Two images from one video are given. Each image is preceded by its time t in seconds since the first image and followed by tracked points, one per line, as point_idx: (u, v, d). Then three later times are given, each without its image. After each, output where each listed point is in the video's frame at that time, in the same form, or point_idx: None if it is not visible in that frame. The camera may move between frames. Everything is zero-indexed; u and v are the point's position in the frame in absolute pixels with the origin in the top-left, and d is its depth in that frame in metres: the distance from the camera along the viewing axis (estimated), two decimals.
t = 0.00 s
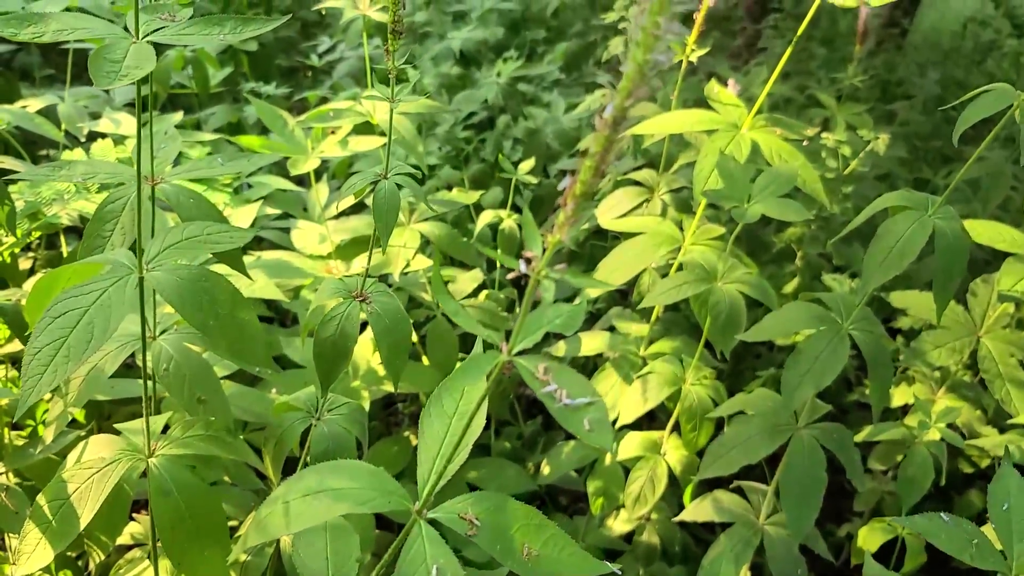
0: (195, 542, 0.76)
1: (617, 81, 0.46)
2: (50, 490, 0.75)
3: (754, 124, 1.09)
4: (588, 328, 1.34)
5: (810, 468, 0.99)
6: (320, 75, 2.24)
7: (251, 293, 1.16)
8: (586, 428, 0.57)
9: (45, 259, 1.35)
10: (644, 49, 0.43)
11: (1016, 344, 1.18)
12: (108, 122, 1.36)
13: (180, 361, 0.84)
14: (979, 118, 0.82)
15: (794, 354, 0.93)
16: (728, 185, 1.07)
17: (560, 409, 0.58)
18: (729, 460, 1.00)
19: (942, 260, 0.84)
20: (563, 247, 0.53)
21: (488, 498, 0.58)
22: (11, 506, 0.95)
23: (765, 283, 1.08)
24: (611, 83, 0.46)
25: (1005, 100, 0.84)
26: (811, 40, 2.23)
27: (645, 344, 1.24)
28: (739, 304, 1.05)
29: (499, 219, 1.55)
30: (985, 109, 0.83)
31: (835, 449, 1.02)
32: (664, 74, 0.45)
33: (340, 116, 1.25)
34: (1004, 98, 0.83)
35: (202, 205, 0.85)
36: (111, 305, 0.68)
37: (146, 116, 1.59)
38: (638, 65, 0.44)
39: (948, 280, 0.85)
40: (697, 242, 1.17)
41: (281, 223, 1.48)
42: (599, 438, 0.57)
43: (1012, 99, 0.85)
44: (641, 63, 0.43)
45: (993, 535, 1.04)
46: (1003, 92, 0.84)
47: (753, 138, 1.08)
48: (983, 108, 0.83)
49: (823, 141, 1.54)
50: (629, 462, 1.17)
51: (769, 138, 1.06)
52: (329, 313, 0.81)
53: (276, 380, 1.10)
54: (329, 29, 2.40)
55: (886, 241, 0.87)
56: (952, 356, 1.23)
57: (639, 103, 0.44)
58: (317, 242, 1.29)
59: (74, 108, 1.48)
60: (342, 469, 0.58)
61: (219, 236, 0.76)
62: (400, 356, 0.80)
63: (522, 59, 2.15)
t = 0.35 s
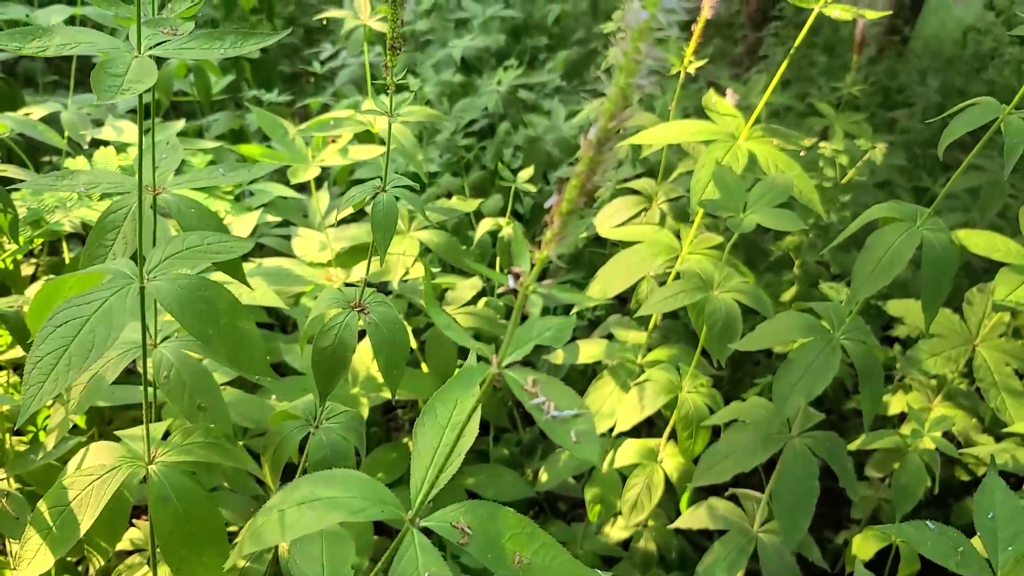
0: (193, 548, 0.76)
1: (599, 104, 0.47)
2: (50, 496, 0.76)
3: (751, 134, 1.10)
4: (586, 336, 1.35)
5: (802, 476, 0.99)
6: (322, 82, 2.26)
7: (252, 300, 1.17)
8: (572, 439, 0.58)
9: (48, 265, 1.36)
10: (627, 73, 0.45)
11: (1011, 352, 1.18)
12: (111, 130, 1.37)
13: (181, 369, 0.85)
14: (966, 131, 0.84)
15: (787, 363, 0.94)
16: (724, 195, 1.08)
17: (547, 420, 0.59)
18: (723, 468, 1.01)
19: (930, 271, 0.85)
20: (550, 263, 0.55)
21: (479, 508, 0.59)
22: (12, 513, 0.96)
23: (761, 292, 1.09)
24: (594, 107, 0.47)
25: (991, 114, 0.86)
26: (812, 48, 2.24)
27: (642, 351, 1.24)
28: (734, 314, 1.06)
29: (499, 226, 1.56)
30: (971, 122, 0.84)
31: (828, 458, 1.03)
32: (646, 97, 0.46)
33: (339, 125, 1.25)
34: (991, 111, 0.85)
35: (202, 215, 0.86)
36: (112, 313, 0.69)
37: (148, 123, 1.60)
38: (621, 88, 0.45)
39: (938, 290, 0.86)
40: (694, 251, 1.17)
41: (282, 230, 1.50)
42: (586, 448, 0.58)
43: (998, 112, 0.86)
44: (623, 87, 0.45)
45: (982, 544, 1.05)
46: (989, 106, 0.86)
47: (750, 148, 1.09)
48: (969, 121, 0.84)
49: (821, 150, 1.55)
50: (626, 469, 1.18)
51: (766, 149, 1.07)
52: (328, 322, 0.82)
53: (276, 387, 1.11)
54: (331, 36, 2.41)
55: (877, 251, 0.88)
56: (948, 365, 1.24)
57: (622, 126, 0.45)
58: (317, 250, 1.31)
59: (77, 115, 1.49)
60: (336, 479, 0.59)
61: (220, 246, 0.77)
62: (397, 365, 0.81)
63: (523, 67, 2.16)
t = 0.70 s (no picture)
0: (196, 559, 0.77)
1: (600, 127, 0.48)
2: (56, 506, 0.77)
3: (754, 147, 1.10)
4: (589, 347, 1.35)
5: (804, 489, 0.99)
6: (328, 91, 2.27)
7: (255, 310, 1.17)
8: (573, 457, 0.59)
9: (54, 274, 1.38)
10: (627, 98, 0.46)
11: (1014, 365, 1.18)
12: (117, 140, 1.38)
13: (186, 380, 0.86)
14: (965, 147, 0.84)
15: (788, 376, 0.94)
16: (727, 209, 1.08)
17: (548, 438, 0.59)
18: (725, 481, 1.01)
19: (931, 286, 0.86)
20: (550, 282, 0.55)
21: (480, 523, 0.59)
22: (16, 521, 0.97)
23: (763, 305, 1.09)
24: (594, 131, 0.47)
25: (992, 129, 0.86)
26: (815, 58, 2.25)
27: (645, 363, 1.24)
28: (736, 326, 1.06)
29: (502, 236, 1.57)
30: (971, 137, 0.84)
31: (830, 471, 1.02)
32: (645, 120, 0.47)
33: (344, 136, 1.25)
34: (991, 126, 0.85)
35: (208, 226, 0.87)
36: (120, 325, 0.70)
37: (153, 132, 1.61)
38: (621, 112, 0.46)
39: (938, 305, 0.86)
40: (697, 263, 1.18)
41: (287, 239, 1.50)
42: (585, 466, 0.59)
43: (999, 127, 0.87)
44: (623, 111, 0.46)
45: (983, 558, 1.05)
46: (990, 121, 0.86)
47: (753, 160, 1.09)
48: (968, 137, 0.84)
49: (823, 162, 1.56)
50: (628, 481, 1.18)
51: (769, 162, 1.08)
52: (331, 334, 0.83)
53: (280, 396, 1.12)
54: (337, 46, 2.43)
55: (878, 265, 0.88)
56: (951, 377, 1.24)
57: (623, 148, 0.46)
58: (321, 260, 1.31)
59: (84, 124, 1.51)
60: (339, 493, 0.60)
61: (227, 258, 0.78)
62: (400, 377, 0.81)
63: (527, 78, 2.17)
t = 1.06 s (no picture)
0: (200, 566, 0.76)
1: (612, 134, 0.49)
2: (60, 512, 0.77)
3: (761, 153, 1.10)
4: (593, 353, 1.34)
5: (812, 498, 0.99)
6: (333, 96, 2.27)
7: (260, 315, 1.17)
8: (581, 467, 0.59)
9: (58, 278, 1.38)
10: (639, 105, 0.47)
11: (1022, 373, 1.18)
12: (122, 145, 1.39)
13: (190, 385, 0.87)
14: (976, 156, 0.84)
15: (796, 385, 0.94)
16: (734, 216, 1.08)
17: (557, 447, 0.60)
18: (732, 489, 1.00)
19: (942, 295, 0.85)
20: (559, 292, 0.55)
21: (487, 531, 0.59)
22: (20, 526, 0.96)
23: (770, 312, 1.09)
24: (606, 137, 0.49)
25: (1004, 138, 0.85)
26: (821, 64, 2.24)
27: (650, 370, 1.24)
28: (742, 334, 1.05)
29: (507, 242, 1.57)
30: (984, 146, 0.84)
31: (837, 480, 1.02)
32: (655, 127, 0.49)
33: (348, 141, 1.24)
34: (1003, 135, 0.84)
35: (213, 232, 0.87)
36: (125, 330, 0.70)
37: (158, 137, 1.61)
38: (633, 120, 0.47)
39: (949, 315, 0.86)
40: (703, 269, 1.17)
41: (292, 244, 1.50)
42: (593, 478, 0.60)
43: (1011, 136, 0.86)
44: (635, 119, 0.47)
45: (992, 568, 1.05)
46: (1002, 129, 0.85)
47: (759, 167, 1.09)
48: (982, 145, 0.84)
49: (828, 169, 1.56)
50: (633, 488, 1.17)
51: (776, 169, 1.07)
52: (336, 341, 0.82)
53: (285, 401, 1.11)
54: (342, 51, 2.44)
55: (888, 275, 0.87)
56: (958, 385, 1.23)
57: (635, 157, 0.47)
58: (326, 265, 1.31)
59: (89, 129, 1.51)
60: (345, 501, 0.59)
61: (234, 264, 0.78)
62: (405, 385, 0.80)
63: (532, 84, 2.18)
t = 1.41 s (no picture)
0: None
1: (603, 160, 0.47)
2: (52, 531, 0.76)
3: (760, 168, 1.10)
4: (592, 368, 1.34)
5: (813, 517, 0.98)
6: (333, 107, 2.28)
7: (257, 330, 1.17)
8: (576, 493, 0.59)
9: (56, 291, 1.38)
10: (634, 130, 0.45)
11: (1023, 388, 1.17)
12: (121, 159, 1.39)
13: (186, 403, 0.87)
14: (979, 175, 0.83)
15: (798, 403, 0.93)
16: (733, 231, 1.08)
17: (551, 472, 0.60)
18: (732, 507, 0.99)
19: (943, 313, 0.85)
20: (554, 316, 0.55)
21: (482, 554, 0.59)
22: (13, 544, 0.96)
23: (770, 328, 1.08)
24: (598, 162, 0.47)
25: (1007, 157, 0.85)
26: (820, 77, 2.24)
27: (650, 385, 1.23)
28: (743, 350, 1.05)
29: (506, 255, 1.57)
30: (985, 165, 0.83)
31: (839, 497, 1.01)
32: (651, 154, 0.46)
33: (348, 155, 1.24)
34: (1006, 154, 0.84)
35: (209, 248, 0.87)
36: (119, 349, 0.69)
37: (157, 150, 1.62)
38: (628, 145, 0.45)
39: (951, 334, 0.85)
40: (702, 284, 1.17)
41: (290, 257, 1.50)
42: (589, 503, 0.60)
43: (1014, 155, 0.85)
44: (630, 144, 0.45)
45: None
46: (1005, 148, 0.85)
47: (759, 181, 1.09)
48: (984, 164, 0.83)
49: (827, 183, 1.56)
50: (632, 504, 1.16)
51: (775, 184, 1.07)
52: (332, 359, 0.82)
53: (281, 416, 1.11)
54: (343, 63, 2.45)
55: (891, 293, 0.87)
56: (959, 400, 1.22)
57: (627, 183, 0.45)
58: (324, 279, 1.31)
59: (88, 141, 1.51)
60: (339, 525, 0.60)
61: (229, 280, 0.78)
62: (402, 403, 0.80)
63: (532, 96, 2.18)
